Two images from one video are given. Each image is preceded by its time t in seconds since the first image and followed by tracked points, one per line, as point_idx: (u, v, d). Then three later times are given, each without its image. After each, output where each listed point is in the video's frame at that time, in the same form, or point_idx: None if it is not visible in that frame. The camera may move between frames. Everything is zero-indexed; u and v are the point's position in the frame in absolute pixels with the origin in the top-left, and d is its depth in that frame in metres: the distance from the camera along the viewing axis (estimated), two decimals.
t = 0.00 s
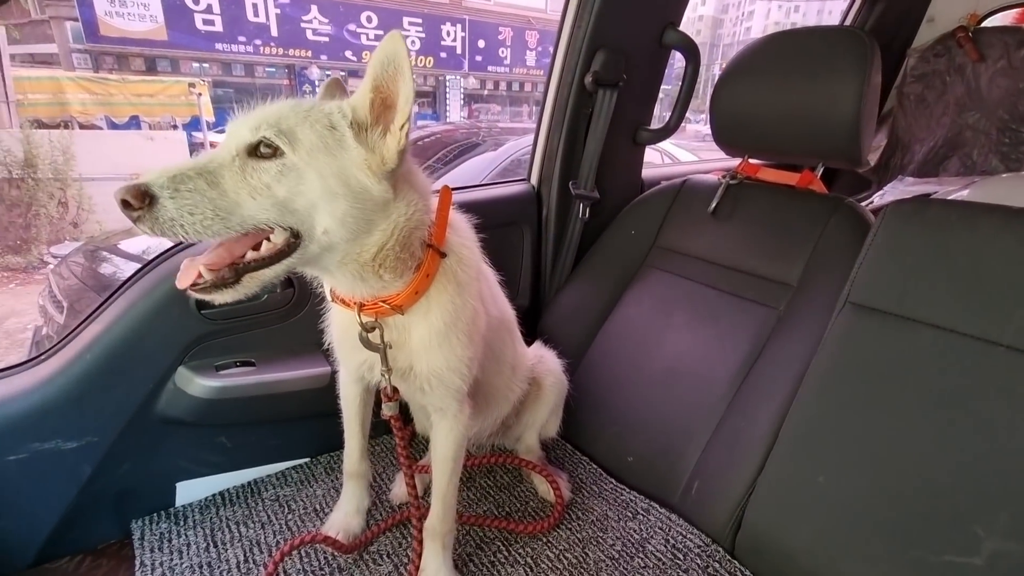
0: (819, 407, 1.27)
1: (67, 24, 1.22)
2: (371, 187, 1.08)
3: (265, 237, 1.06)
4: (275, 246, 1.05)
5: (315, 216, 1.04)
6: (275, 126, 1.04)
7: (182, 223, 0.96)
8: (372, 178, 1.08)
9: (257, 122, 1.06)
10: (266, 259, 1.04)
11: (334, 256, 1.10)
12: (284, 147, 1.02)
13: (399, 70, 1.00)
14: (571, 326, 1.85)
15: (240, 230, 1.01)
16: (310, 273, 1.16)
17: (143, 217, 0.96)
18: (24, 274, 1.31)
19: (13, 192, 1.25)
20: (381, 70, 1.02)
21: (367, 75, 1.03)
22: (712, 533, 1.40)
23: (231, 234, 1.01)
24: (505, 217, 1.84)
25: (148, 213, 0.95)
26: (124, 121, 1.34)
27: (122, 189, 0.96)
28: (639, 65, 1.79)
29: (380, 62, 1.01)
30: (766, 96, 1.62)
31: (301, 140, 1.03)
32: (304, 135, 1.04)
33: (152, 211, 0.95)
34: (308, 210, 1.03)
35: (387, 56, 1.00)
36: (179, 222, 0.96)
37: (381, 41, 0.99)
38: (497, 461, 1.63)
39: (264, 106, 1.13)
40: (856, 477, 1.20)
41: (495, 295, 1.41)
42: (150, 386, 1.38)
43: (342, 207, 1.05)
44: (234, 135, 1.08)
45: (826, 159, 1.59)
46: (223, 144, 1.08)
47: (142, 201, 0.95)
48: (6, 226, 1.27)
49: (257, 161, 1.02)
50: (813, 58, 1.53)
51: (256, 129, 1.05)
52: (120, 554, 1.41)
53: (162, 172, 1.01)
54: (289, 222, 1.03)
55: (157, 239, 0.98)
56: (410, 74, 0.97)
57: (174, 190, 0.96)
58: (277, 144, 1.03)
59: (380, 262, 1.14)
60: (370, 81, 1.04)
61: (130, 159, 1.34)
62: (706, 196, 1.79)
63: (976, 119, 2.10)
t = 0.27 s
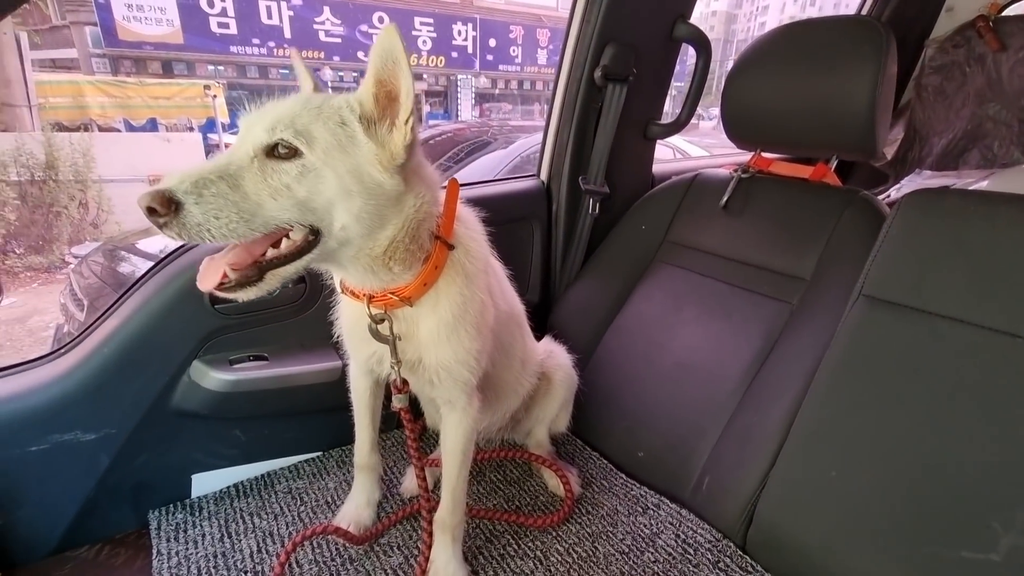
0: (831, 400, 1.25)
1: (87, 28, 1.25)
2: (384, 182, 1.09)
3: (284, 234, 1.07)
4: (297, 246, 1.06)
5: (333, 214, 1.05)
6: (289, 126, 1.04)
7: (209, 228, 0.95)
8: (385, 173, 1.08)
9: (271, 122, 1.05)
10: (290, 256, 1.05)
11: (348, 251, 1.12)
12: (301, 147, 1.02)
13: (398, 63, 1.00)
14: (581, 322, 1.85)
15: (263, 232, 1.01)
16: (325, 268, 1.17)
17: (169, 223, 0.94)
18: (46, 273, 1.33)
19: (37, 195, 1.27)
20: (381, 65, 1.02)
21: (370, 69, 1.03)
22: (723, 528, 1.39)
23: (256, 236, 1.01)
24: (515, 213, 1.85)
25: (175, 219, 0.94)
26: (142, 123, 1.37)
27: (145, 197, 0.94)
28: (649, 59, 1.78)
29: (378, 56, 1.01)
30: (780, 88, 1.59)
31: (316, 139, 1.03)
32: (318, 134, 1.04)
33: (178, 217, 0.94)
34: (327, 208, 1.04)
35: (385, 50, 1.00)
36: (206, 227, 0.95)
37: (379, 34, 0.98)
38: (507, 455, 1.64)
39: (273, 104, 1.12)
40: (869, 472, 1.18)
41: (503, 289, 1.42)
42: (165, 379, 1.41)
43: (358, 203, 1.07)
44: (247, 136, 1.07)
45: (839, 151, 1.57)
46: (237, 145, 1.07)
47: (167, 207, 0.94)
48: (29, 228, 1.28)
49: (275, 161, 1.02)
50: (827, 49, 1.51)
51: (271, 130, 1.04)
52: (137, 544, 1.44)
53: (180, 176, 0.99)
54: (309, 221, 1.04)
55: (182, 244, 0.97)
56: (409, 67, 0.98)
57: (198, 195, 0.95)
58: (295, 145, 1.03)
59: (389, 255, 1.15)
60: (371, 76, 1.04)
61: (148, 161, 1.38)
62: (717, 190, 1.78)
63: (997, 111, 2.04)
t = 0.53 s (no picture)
0: (846, 398, 1.23)
1: (102, 32, 1.26)
2: (398, 179, 1.09)
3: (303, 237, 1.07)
4: (321, 249, 1.06)
5: (351, 215, 1.06)
6: (304, 129, 1.04)
7: (237, 237, 0.95)
8: (398, 170, 1.09)
9: (285, 126, 1.05)
10: (313, 257, 1.05)
11: (365, 249, 1.12)
12: (318, 150, 1.03)
13: (403, 59, 1.00)
14: (592, 320, 1.84)
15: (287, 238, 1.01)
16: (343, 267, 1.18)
17: (196, 235, 0.94)
18: (64, 274, 1.34)
19: (56, 197, 1.29)
20: (385, 62, 1.02)
21: (376, 66, 1.03)
22: (737, 528, 1.37)
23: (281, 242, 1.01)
24: (526, 211, 1.84)
25: (203, 231, 0.94)
26: (157, 125, 1.39)
27: (170, 210, 0.93)
28: (660, 54, 1.77)
29: (384, 54, 1.01)
30: (795, 82, 1.57)
31: (332, 140, 1.04)
32: (334, 136, 1.04)
33: (205, 229, 0.93)
34: (346, 209, 1.05)
35: (389, 47, 0.99)
36: (234, 236, 0.95)
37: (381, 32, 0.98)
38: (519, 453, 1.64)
39: (283, 106, 1.12)
40: (886, 471, 1.16)
41: (512, 285, 1.42)
42: (180, 377, 1.43)
43: (375, 202, 1.07)
44: (262, 142, 1.07)
45: (855, 146, 1.55)
46: (253, 152, 1.07)
47: (194, 220, 0.93)
48: (46, 231, 1.30)
49: (294, 166, 1.03)
50: (842, 43, 1.48)
51: (288, 134, 1.04)
52: (153, 539, 1.45)
53: (201, 187, 0.99)
54: (330, 224, 1.04)
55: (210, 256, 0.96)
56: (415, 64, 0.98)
57: (223, 205, 0.95)
58: (313, 149, 1.03)
59: (400, 252, 1.15)
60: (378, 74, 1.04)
61: (163, 162, 1.41)
62: (730, 186, 1.76)
63: (1017, 104, 2.00)
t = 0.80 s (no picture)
0: (860, 392, 1.20)
1: (111, 35, 1.27)
2: (406, 168, 1.08)
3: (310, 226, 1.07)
4: (330, 237, 1.05)
5: (360, 203, 1.05)
6: (313, 115, 1.03)
7: (245, 225, 0.95)
8: (407, 159, 1.08)
9: (294, 111, 1.04)
10: (320, 245, 1.05)
11: (373, 239, 1.11)
12: (327, 137, 1.02)
13: (414, 44, 1.00)
14: (600, 316, 1.83)
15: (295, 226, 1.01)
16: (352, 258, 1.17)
17: (204, 223, 0.94)
18: (73, 272, 1.35)
19: (64, 196, 1.30)
20: (395, 47, 1.02)
21: (385, 52, 1.03)
22: (747, 525, 1.35)
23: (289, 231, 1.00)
24: (532, 206, 1.84)
25: (210, 218, 0.94)
26: (164, 126, 1.38)
27: (178, 196, 0.93)
28: (668, 48, 1.76)
29: (394, 38, 1.00)
30: (806, 74, 1.55)
31: (342, 127, 1.03)
32: (343, 123, 1.04)
33: (213, 216, 0.93)
34: (355, 198, 1.04)
35: (400, 32, 0.99)
36: (242, 224, 0.95)
37: (392, 17, 0.97)
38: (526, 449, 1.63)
39: (291, 91, 1.11)
40: (900, 467, 1.13)
41: (519, 278, 1.40)
42: (186, 370, 1.42)
43: (384, 190, 1.06)
44: (270, 127, 1.06)
45: (868, 139, 1.52)
46: (261, 138, 1.06)
47: (201, 207, 0.93)
48: (57, 229, 1.31)
49: (302, 153, 1.02)
50: (855, 34, 1.46)
51: (297, 121, 1.03)
52: (158, 533, 1.45)
53: (209, 173, 0.98)
54: (338, 213, 1.03)
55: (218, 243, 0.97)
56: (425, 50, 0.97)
57: (232, 192, 0.94)
58: (323, 136, 1.02)
59: (407, 242, 1.14)
60: (388, 59, 1.03)
61: (170, 163, 1.40)
62: (739, 181, 1.74)
63: None
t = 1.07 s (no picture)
0: (865, 394, 1.19)
1: (116, 37, 1.27)
2: (410, 168, 1.08)
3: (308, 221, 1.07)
4: (326, 233, 1.04)
5: (361, 200, 1.04)
6: (321, 109, 1.02)
7: (244, 215, 0.94)
8: (411, 159, 1.07)
9: (301, 103, 1.03)
10: (317, 241, 1.04)
11: (371, 237, 1.10)
12: (333, 133, 1.01)
13: (428, 46, 1.00)
14: (602, 316, 1.82)
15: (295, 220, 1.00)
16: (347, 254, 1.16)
17: (202, 210, 0.93)
18: (76, 273, 1.35)
19: (68, 197, 1.29)
20: (408, 47, 1.02)
21: (397, 52, 1.03)
22: (751, 528, 1.33)
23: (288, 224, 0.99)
24: (534, 206, 1.83)
25: (210, 207, 0.92)
26: (168, 128, 1.39)
27: (176, 182, 0.92)
28: (671, 47, 1.76)
29: (407, 39, 1.00)
30: (811, 73, 1.54)
31: (349, 124, 1.02)
32: (351, 119, 1.03)
33: (212, 205, 0.92)
34: (356, 194, 1.03)
35: (415, 34, 0.99)
36: (241, 214, 0.94)
37: (408, 18, 0.98)
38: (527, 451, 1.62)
39: (298, 83, 1.10)
40: (906, 470, 1.12)
41: (521, 278, 1.40)
42: (187, 370, 1.42)
43: (386, 189, 1.05)
44: (275, 118, 1.05)
45: (873, 138, 1.51)
46: (264, 128, 1.05)
47: (201, 195, 0.92)
48: (61, 231, 1.30)
49: (307, 147, 1.01)
50: (860, 32, 1.45)
51: (303, 113, 1.02)
52: (158, 533, 1.44)
53: (211, 161, 0.97)
54: (339, 209, 1.03)
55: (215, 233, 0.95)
56: (439, 53, 0.98)
57: (233, 181, 0.93)
58: (329, 131, 1.02)
59: (407, 241, 1.13)
60: (398, 59, 1.03)
61: (173, 163, 1.38)
62: (743, 181, 1.73)
63: None
